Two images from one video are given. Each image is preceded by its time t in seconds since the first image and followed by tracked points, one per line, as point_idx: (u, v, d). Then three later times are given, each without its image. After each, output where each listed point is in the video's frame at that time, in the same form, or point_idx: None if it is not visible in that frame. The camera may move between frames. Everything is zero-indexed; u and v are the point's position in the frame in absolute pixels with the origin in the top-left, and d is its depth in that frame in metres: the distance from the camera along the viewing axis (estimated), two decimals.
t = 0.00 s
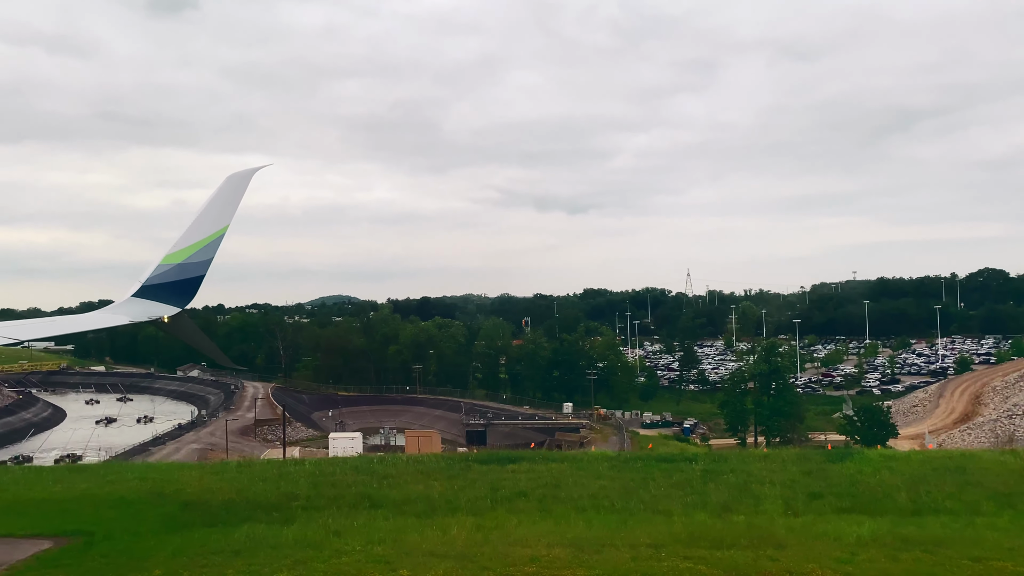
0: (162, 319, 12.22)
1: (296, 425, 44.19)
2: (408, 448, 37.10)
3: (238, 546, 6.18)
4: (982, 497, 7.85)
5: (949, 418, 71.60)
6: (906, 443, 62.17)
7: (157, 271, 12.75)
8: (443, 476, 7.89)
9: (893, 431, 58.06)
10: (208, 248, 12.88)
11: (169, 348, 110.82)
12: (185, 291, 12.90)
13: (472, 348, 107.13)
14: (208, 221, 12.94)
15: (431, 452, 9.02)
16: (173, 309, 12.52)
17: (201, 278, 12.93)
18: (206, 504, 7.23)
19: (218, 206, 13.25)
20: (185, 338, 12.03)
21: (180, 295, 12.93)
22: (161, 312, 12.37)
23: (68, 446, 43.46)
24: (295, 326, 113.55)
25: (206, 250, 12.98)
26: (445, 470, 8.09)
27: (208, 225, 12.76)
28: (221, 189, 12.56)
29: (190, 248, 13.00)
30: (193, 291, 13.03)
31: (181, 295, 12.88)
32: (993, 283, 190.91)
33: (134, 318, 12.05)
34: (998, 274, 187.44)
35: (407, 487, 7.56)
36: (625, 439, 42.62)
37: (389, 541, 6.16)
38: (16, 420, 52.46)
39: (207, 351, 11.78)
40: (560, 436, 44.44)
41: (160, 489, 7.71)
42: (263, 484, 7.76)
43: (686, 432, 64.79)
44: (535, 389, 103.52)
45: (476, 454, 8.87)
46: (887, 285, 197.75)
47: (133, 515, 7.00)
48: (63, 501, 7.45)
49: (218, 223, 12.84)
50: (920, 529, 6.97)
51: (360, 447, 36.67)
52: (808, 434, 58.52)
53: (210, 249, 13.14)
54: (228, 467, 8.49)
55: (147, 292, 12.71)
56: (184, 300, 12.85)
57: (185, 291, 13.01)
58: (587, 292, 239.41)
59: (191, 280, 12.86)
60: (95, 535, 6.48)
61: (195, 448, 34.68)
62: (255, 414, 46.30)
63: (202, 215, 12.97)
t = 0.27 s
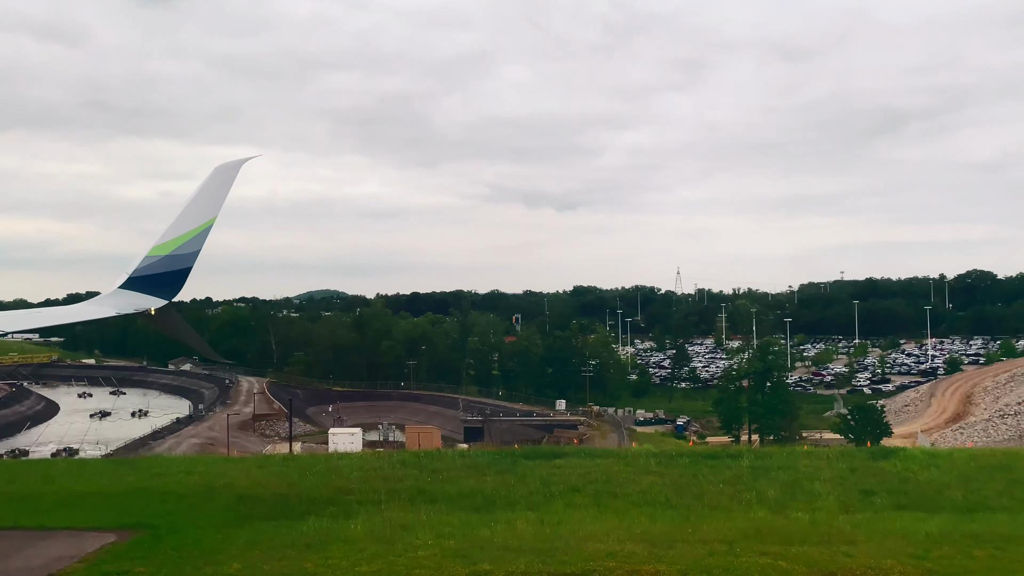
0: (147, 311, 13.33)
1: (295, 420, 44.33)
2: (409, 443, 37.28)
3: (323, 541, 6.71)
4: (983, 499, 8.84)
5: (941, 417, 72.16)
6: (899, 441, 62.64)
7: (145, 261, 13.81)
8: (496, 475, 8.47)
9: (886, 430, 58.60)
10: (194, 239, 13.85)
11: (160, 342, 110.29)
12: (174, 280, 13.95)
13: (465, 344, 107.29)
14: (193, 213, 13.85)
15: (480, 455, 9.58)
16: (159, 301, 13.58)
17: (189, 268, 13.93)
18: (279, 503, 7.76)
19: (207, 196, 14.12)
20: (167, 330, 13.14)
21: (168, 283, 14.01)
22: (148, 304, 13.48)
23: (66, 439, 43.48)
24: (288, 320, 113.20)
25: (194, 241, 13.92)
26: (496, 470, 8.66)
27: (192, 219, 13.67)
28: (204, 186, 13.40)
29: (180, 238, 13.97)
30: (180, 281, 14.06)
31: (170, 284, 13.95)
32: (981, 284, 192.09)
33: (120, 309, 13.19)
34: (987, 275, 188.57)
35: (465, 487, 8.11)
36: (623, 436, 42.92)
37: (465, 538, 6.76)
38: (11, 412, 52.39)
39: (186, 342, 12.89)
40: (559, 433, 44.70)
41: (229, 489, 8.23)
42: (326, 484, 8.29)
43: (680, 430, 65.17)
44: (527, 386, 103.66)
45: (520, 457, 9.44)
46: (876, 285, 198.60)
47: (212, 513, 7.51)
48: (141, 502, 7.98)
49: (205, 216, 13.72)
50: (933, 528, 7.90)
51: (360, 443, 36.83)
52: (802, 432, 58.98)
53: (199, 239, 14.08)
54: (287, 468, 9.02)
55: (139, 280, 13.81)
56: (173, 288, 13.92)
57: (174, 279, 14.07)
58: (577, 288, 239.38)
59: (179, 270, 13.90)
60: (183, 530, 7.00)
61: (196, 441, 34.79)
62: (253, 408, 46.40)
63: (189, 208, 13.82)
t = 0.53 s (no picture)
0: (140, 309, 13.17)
1: (296, 414, 44.21)
2: (413, 438, 37.16)
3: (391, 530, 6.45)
4: (1018, 493, 8.95)
5: (937, 416, 72.45)
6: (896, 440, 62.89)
7: (136, 258, 13.57)
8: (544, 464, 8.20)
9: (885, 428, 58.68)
10: (188, 238, 13.71)
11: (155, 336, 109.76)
12: (164, 279, 13.77)
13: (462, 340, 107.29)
14: (187, 211, 13.66)
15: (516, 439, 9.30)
16: (151, 298, 13.41)
17: (181, 266, 13.79)
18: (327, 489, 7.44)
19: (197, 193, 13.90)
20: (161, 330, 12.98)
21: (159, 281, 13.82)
22: (140, 301, 13.28)
23: (67, 432, 43.26)
24: (285, 315, 112.84)
25: (185, 240, 13.80)
26: (542, 459, 8.40)
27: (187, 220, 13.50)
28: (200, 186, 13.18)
29: (169, 237, 13.84)
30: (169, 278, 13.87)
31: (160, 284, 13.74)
32: (973, 284, 192.81)
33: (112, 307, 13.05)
34: (979, 276, 189.38)
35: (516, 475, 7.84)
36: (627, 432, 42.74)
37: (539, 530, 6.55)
38: (9, 405, 52.01)
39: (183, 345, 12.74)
40: (562, 429, 44.50)
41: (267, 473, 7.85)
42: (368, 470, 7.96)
43: (679, 426, 65.11)
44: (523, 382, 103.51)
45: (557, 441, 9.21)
46: (869, 283, 199.21)
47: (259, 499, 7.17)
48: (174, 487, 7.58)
49: (197, 215, 13.66)
50: (994, 528, 7.78)
51: (364, 439, 36.74)
52: (800, 430, 59.07)
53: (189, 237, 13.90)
54: (320, 452, 8.69)
55: (128, 279, 13.54)
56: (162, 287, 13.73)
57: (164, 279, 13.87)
58: (572, 286, 239.44)
59: (169, 268, 13.73)
60: (237, 517, 6.64)
61: (200, 436, 34.64)
62: (254, 403, 46.23)
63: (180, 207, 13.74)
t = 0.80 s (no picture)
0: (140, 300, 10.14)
1: (308, 412, 44.11)
2: (426, 436, 37.07)
3: (460, 521, 6.10)
4: None
5: (943, 416, 72.33)
6: (903, 439, 62.76)
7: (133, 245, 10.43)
8: (604, 466, 7.90)
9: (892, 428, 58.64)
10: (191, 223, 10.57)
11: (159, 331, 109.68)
12: (163, 273, 10.63)
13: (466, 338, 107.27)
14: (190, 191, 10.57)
15: (567, 443, 9.08)
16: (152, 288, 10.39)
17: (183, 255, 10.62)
18: (387, 489, 7.13)
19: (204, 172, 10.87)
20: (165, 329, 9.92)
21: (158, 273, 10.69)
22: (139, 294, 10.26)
23: (78, 429, 43.19)
24: (289, 312, 112.77)
25: (189, 225, 10.62)
26: (601, 459, 8.11)
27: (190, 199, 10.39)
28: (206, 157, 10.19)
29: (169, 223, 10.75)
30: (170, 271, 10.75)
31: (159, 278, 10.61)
32: (974, 283, 193.05)
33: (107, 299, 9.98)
34: (980, 275, 189.62)
35: (579, 477, 7.56)
36: (637, 431, 42.67)
37: (616, 521, 6.16)
38: (18, 401, 51.83)
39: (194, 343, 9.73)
40: (573, 428, 44.39)
41: (320, 474, 7.58)
42: (423, 469, 7.69)
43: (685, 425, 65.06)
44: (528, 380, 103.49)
45: (611, 445, 8.94)
46: (871, 282, 199.24)
47: (315, 497, 6.86)
48: (226, 487, 7.30)
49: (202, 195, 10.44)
50: None
51: (377, 436, 36.69)
52: (807, 429, 59.02)
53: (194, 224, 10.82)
54: (371, 450, 8.41)
55: (121, 273, 10.44)
56: (161, 282, 10.56)
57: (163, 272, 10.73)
58: (573, 283, 239.49)
59: (170, 259, 10.51)
60: (298, 512, 6.31)
61: (213, 433, 34.50)
62: (265, 400, 46.11)
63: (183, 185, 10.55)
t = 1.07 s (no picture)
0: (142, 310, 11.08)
1: (322, 412, 44.16)
2: (442, 437, 37.06)
3: (540, 522, 6.03)
4: None
5: (953, 417, 72.20)
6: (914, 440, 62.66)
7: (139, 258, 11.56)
8: (665, 467, 7.84)
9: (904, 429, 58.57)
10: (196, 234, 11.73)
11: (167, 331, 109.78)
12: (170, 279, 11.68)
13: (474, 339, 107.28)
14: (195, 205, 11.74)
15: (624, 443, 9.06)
16: (155, 299, 11.38)
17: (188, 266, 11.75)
18: (454, 489, 7.11)
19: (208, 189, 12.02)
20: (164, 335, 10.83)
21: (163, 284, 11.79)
22: (144, 300, 11.19)
23: (93, 429, 43.39)
24: (297, 312, 112.81)
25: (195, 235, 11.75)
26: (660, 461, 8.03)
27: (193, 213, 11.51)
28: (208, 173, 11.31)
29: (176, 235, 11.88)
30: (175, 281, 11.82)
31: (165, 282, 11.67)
32: (980, 285, 192.79)
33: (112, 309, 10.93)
34: (986, 277, 189.33)
35: (642, 478, 7.54)
36: (651, 433, 42.51)
37: (698, 522, 6.05)
38: (32, 400, 52.02)
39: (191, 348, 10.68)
40: (587, 429, 44.32)
41: (383, 476, 7.57)
42: (484, 469, 7.66)
43: (695, 426, 65.00)
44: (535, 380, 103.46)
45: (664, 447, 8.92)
46: (877, 283, 199.03)
47: (385, 497, 6.83)
48: (288, 488, 7.29)
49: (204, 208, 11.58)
50: None
51: (392, 437, 36.72)
52: (819, 430, 58.95)
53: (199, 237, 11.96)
54: (426, 451, 8.36)
55: (128, 280, 11.50)
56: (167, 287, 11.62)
57: (171, 279, 11.82)
58: (578, 284, 239.49)
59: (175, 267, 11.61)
60: (374, 513, 6.26)
61: (230, 432, 34.55)
62: (279, 400, 46.20)
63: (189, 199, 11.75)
